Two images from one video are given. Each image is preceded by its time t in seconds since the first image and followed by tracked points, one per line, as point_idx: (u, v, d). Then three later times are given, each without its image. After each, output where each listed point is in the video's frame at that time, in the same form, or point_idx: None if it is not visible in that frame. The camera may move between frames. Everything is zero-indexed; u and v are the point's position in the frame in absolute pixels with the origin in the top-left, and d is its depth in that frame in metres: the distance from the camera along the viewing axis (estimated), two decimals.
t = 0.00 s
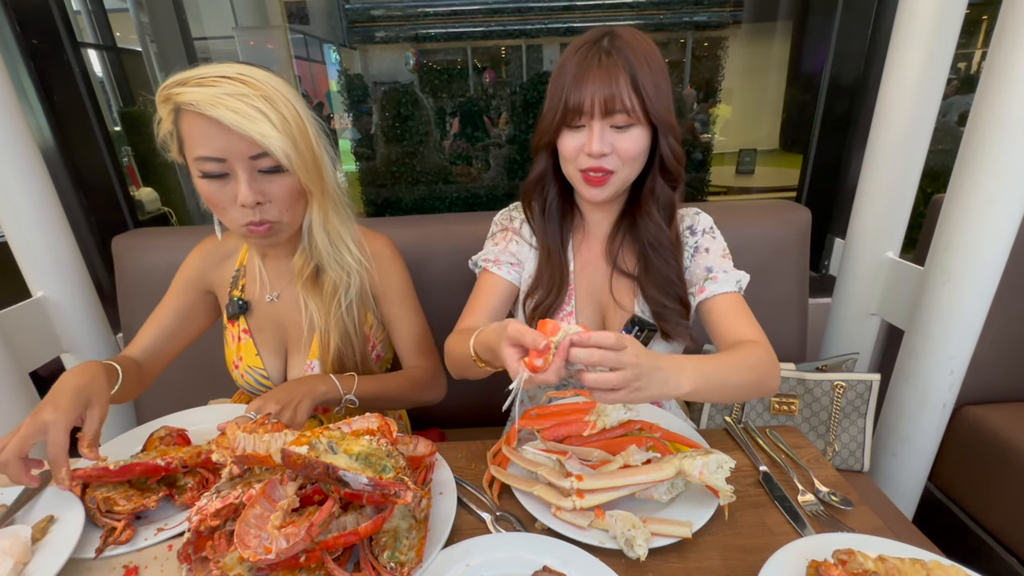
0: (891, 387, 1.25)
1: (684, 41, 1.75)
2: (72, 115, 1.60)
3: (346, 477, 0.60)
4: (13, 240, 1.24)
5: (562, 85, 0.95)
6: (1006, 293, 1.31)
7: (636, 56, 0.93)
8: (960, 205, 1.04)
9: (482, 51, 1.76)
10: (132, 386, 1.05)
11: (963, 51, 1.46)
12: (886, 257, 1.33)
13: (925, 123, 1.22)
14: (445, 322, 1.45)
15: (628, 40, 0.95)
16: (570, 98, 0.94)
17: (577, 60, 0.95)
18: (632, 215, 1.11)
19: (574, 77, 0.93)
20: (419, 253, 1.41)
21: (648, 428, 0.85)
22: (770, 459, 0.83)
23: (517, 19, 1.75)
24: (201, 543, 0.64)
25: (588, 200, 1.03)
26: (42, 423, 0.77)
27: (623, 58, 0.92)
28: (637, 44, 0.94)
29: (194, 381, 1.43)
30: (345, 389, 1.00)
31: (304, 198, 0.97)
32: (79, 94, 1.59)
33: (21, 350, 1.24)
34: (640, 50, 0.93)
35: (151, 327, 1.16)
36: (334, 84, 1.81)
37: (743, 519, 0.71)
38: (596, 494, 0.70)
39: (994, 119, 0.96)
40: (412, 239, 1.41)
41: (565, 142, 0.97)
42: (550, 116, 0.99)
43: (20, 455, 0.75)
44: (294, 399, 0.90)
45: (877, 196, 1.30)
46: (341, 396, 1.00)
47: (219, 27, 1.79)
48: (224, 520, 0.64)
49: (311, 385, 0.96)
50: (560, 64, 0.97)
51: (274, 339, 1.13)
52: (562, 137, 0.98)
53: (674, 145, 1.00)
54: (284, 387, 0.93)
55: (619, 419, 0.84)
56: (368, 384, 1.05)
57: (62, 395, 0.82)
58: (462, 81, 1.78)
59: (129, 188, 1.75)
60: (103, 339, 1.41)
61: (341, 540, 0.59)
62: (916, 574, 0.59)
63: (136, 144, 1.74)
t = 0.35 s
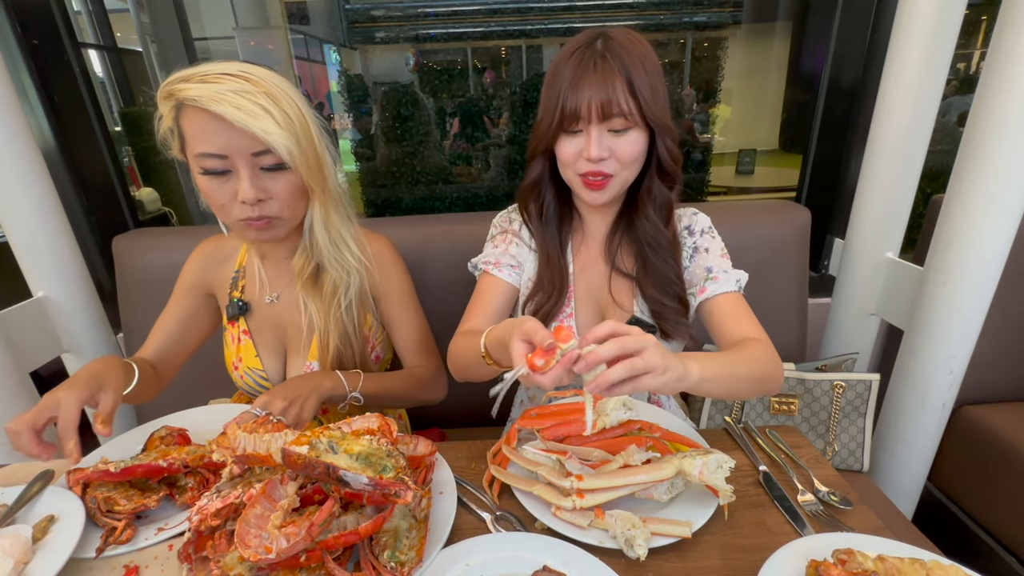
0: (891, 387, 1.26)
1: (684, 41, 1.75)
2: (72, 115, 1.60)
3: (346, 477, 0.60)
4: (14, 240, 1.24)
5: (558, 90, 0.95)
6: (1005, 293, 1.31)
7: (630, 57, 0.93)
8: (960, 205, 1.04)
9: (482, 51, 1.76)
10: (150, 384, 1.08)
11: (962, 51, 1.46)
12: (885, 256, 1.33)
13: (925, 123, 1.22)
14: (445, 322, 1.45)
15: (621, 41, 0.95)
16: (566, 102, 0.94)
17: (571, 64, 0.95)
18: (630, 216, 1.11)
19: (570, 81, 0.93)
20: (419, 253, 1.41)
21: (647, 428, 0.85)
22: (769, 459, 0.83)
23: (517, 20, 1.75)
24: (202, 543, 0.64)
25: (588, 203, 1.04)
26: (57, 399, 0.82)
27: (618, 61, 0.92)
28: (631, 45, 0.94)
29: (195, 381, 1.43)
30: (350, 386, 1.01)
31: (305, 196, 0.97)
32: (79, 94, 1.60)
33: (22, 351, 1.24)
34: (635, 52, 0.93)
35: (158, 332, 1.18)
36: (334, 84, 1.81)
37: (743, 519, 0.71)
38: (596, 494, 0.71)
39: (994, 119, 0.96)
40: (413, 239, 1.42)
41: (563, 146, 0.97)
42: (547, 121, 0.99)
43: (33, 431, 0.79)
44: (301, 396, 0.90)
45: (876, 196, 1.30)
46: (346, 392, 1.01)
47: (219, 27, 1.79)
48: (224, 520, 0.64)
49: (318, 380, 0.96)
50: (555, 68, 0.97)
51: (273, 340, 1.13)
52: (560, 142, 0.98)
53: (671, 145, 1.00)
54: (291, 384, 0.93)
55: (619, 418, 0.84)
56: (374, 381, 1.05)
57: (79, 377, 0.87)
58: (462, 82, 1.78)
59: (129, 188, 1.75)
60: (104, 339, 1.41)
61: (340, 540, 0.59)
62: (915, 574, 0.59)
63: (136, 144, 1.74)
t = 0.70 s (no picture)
0: (890, 387, 1.26)
1: (684, 42, 1.75)
2: (72, 115, 1.60)
3: (346, 477, 0.60)
4: (14, 240, 1.24)
5: (556, 95, 0.95)
6: (1005, 293, 1.31)
7: (628, 60, 0.92)
8: (959, 205, 1.04)
9: (482, 52, 1.77)
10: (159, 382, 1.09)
11: (962, 51, 1.46)
12: (885, 256, 1.33)
13: (924, 123, 1.22)
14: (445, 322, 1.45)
15: (619, 43, 0.94)
16: (565, 108, 0.94)
17: (569, 69, 0.94)
18: (631, 215, 1.11)
19: (570, 85, 0.93)
20: (419, 253, 1.42)
21: (648, 428, 0.85)
22: (769, 459, 0.83)
23: (517, 20, 1.75)
24: (202, 543, 0.64)
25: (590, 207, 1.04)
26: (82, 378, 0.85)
27: (616, 65, 0.92)
28: (628, 47, 0.93)
29: (195, 381, 1.44)
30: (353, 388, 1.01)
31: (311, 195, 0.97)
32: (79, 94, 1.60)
33: (22, 351, 1.24)
34: (634, 53, 0.93)
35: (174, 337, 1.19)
36: (335, 84, 1.81)
37: (743, 519, 0.71)
38: (596, 494, 0.71)
39: (993, 120, 0.96)
40: (413, 240, 1.42)
41: (565, 152, 0.97)
42: (546, 127, 0.99)
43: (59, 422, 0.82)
44: (305, 394, 0.91)
45: (876, 196, 1.30)
46: (349, 394, 1.01)
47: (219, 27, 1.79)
48: (224, 520, 0.64)
49: (322, 381, 0.97)
50: (553, 72, 0.96)
51: (276, 340, 1.13)
52: (561, 147, 0.98)
53: (671, 146, 1.00)
54: (297, 382, 0.94)
55: (619, 419, 0.79)
56: (378, 383, 1.05)
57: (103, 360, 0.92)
58: (462, 82, 1.79)
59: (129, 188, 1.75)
60: (104, 339, 1.41)
61: (341, 540, 0.59)
62: (915, 574, 0.59)
63: (136, 144, 1.74)
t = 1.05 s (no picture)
0: (891, 387, 1.25)
1: (684, 41, 1.74)
2: (71, 115, 1.59)
3: (345, 477, 0.60)
4: (13, 240, 1.24)
5: (547, 83, 0.96)
6: (1006, 293, 1.30)
7: (620, 48, 0.93)
8: (960, 204, 1.04)
9: (482, 51, 1.76)
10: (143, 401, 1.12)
11: (963, 51, 1.46)
12: (886, 256, 1.33)
13: (925, 123, 1.22)
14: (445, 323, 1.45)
15: (610, 35, 0.96)
16: (556, 93, 0.94)
17: (559, 58, 0.96)
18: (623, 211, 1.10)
19: (560, 72, 0.94)
20: (418, 253, 1.41)
21: (648, 428, 0.84)
22: (770, 459, 0.83)
23: (517, 19, 1.75)
24: (201, 544, 0.64)
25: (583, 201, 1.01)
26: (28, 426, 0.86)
27: (609, 51, 0.93)
28: (619, 38, 0.95)
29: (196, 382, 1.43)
30: (326, 393, 1.01)
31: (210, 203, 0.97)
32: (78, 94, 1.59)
33: (21, 352, 1.24)
34: (623, 44, 0.94)
35: (170, 354, 1.20)
36: (334, 84, 1.81)
37: (744, 519, 0.71)
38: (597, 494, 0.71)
39: (995, 120, 0.96)
40: (413, 240, 1.42)
41: (556, 139, 0.96)
42: (538, 114, 0.99)
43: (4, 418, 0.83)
44: (269, 396, 0.90)
45: (877, 196, 1.30)
46: (321, 398, 1.00)
47: (217, 27, 1.79)
48: (224, 520, 0.64)
49: (291, 386, 0.96)
50: (546, 61, 0.98)
51: (247, 344, 1.13)
52: (553, 134, 0.97)
53: (662, 136, 0.99)
54: (263, 384, 0.93)
55: (619, 418, 0.83)
56: (350, 388, 1.04)
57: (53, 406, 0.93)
58: (462, 81, 1.78)
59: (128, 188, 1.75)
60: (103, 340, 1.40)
61: (340, 540, 0.59)
62: (916, 574, 0.59)
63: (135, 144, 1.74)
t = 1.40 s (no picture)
0: (891, 387, 1.25)
1: (684, 41, 1.75)
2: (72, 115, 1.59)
3: (346, 477, 0.60)
4: (13, 239, 1.24)
5: (534, 81, 0.96)
6: (1006, 293, 1.30)
7: (604, 44, 0.95)
8: (960, 205, 1.04)
9: (482, 51, 1.76)
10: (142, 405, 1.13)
11: (962, 51, 1.46)
12: (886, 256, 1.33)
13: (925, 124, 1.22)
14: (445, 322, 1.45)
15: (593, 33, 0.97)
16: (544, 91, 0.94)
17: (545, 56, 0.96)
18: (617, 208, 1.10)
19: (545, 70, 0.95)
20: (418, 253, 1.42)
21: (648, 428, 0.84)
22: (770, 459, 0.83)
23: (517, 19, 1.75)
24: (201, 544, 0.64)
25: (576, 200, 1.00)
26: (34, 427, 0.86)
27: (595, 46, 0.94)
28: (603, 34, 0.96)
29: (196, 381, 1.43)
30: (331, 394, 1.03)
31: (200, 203, 0.95)
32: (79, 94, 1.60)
33: (21, 351, 1.24)
34: (607, 41, 0.96)
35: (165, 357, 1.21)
36: (334, 84, 1.81)
37: (744, 519, 0.71)
38: (597, 492, 0.71)
39: (994, 120, 0.96)
40: (412, 239, 1.42)
41: (547, 136, 0.95)
42: (526, 113, 0.99)
43: None
44: (281, 396, 0.92)
45: (877, 196, 1.30)
46: (327, 398, 1.02)
47: (218, 27, 1.80)
48: (224, 520, 0.64)
49: (299, 387, 0.98)
50: (530, 63, 0.99)
51: (236, 349, 1.13)
52: (542, 132, 0.97)
53: (651, 129, 1.00)
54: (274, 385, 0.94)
55: (619, 418, 0.83)
56: (355, 383, 1.07)
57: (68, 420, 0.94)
58: (462, 81, 1.78)
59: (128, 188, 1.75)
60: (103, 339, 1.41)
61: (341, 540, 0.59)
62: (916, 574, 0.59)
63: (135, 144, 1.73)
